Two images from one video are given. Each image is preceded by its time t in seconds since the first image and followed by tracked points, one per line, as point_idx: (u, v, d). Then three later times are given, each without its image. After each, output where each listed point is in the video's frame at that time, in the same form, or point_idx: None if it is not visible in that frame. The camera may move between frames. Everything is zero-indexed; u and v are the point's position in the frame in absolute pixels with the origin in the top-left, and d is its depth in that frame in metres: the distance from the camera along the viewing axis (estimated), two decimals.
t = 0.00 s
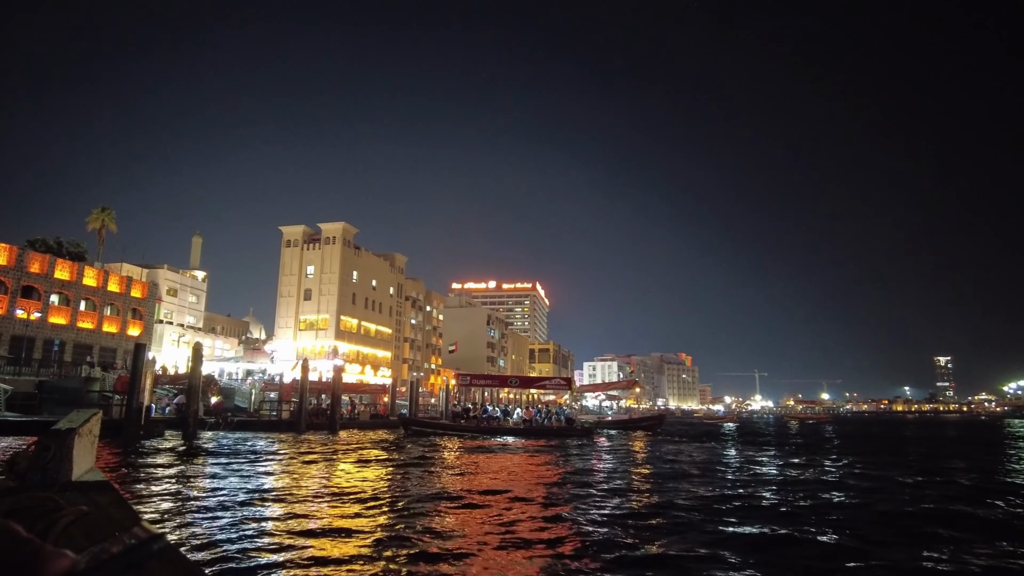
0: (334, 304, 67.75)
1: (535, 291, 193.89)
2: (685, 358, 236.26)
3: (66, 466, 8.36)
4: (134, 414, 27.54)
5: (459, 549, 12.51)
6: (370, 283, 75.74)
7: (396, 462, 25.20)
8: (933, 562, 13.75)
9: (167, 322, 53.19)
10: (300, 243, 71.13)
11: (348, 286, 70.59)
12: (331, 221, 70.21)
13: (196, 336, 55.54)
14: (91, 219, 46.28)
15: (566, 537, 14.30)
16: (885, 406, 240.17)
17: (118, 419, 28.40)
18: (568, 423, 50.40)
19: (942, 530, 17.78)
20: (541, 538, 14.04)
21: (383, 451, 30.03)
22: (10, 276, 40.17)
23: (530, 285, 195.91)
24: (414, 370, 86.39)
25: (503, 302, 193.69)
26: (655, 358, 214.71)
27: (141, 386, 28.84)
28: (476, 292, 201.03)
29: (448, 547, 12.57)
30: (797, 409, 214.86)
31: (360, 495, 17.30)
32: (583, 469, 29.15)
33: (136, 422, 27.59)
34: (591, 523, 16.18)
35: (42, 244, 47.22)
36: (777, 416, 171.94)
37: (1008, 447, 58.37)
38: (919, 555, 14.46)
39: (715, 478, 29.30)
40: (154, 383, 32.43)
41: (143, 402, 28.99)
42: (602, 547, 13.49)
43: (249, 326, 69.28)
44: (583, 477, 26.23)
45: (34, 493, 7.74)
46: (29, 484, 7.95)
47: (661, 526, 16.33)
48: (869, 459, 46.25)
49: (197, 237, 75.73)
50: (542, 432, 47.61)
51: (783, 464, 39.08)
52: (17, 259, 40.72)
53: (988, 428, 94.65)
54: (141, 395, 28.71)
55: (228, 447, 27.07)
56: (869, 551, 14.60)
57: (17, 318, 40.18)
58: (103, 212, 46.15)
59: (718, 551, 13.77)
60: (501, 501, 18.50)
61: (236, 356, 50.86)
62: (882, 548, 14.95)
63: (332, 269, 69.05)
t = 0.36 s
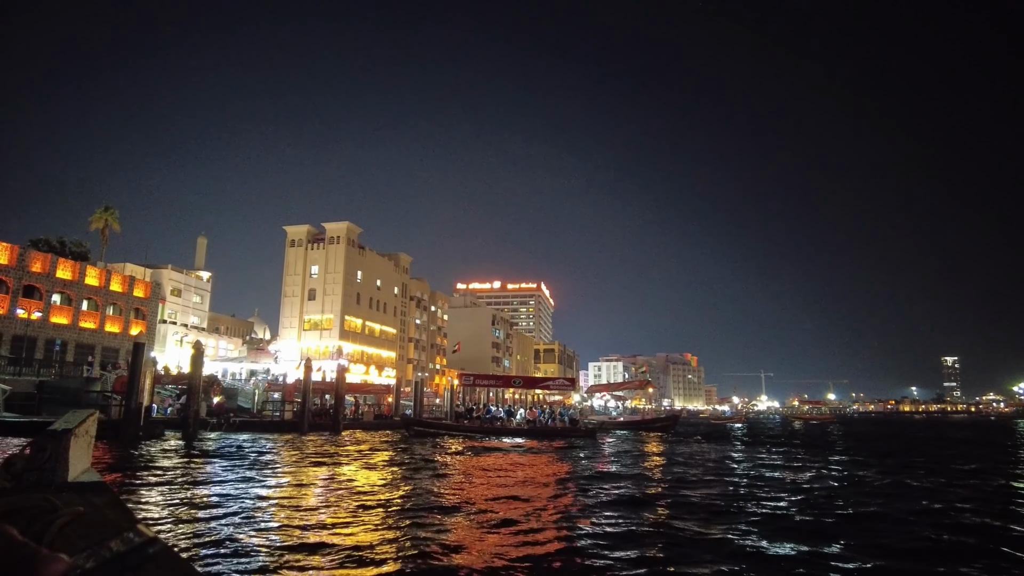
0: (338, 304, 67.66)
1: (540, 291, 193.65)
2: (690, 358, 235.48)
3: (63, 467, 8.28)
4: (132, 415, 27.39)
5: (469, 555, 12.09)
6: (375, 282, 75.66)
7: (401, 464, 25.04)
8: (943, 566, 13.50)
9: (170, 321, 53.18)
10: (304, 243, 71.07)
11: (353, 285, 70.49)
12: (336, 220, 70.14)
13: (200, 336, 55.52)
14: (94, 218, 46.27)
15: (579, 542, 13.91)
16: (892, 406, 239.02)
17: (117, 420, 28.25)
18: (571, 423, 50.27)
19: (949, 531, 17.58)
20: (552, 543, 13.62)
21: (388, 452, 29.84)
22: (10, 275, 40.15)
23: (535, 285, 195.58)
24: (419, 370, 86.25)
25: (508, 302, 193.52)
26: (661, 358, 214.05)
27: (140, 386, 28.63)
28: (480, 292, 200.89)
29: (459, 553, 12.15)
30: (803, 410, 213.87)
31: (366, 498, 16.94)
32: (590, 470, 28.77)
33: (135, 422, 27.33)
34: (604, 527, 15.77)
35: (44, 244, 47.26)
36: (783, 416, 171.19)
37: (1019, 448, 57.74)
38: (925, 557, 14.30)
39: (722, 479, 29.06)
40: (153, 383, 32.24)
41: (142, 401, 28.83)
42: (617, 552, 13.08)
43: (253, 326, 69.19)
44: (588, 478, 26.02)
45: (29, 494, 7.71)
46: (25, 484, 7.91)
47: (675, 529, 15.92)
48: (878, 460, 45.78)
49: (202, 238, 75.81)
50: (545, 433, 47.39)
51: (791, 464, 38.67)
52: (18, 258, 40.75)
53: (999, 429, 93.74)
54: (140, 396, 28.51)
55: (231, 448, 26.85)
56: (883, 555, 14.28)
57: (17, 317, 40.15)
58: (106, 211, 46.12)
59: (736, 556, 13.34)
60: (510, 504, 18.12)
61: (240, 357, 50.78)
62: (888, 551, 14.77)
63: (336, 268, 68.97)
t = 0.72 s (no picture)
0: (343, 304, 67.55)
1: (545, 290, 193.26)
2: (697, 359, 234.53)
3: (55, 468, 8.35)
4: (129, 415, 26.61)
5: (482, 562, 11.60)
6: (379, 282, 75.55)
7: (405, 465, 24.93)
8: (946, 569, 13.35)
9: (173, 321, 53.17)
10: (308, 242, 70.97)
11: (357, 285, 70.39)
12: (340, 219, 70.01)
13: (204, 337, 55.49)
14: (97, 217, 46.27)
15: (593, 548, 13.42)
16: (899, 407, 237.39)
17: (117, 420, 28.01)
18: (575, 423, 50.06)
19: (954, 535, 17.39)
20: (565, 548, 13.15)
21: (393, 454, 29.73)
22: (11, 274, 40.07)
23: (540, 285, 195.07)
24: (424, 370, 86.04)
25: (513, 302, 193.24)
26: (666, 358, 213.32)
27: (138, 386, 28.31)
28: (486, 292, 200.61)
29: (472, 561, 11.66)
30: (809, 410, 212.55)
31: (372, 501, 16.53)
32: (597, 472, 28.35)
33: (130, 423, 26.90)
34: (617, 531, 15.31)
35: (46, 242, 47.27)
36: (790, 416, 170.11)
37: None
38: (927, 560, 14.20)
39: (729, 479, 28.78)
40: (152, 384, 32.02)
41: (139, 402, 28.48)
42: (634, 559, 12.56)
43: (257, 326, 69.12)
44: (593, 479, 25.83)
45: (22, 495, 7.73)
46: (17, 485, 7.95)
47: (691, 533, 15.44)
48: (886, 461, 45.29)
49: (207, 238, 75.81)
50: (549, 434, 47.12)
51: (798, 465, 38.30)
52: (18, 257, 40.66)
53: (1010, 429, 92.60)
54: (137, 395, 28.26)
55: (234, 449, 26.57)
56: (890, 559, 14.06)
57: (17, 317, 40.06)
58: (109, 211, 46.05)
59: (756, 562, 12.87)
60: (520, 508, 17.69)
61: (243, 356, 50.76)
62: (891, 553, 14.65)
63: (340, 268, 68.88)
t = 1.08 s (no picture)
0: (346, 304, 67.45)
1: (549, 290, 192.84)
2: (701, 359, 233.71)
3: (49, 469, 8.44)
4: (126, 415, 26.33)
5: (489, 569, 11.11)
6: (382, 282, 75.42)
7: (408, 466, 24.79)
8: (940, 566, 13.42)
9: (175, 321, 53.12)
10: (311, 242, 70.87)
11: (361, 284, 70.28)
12: (343, 218, 69.85)
13: (207, 337, 55.47)
14: (99, 216, 46.20)
15: (604, 552, 12.96)
16: (906, 407, 236.12)
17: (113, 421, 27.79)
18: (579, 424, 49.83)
19: (960, 535, 17.19)
20: (574, 553, 12.68)
21: (396, 454, 29.58)
22: (10, 272, 39.88)
23: (544, 285, 194.56)
24: (428, 370, 85.90)
25: (517, 302, 192.95)
26: (670, 358, 212.88)
27: (135, 386, 28.10)
28: (490, 292, 200.35)
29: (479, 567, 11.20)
30: (815, 411, 211.58)
31: (376, 505, 16.07)
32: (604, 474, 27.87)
33: (128, 423, 26.67)
34: (627, 535, 14.86)
35: (48, 242, 47.22)
36: (795, 416, 169.21)
37: None
38: (930, 559, 14.07)
39: (734, 480, 28.53)
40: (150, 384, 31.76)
41: (137, 402, 28.24)
42: (648, 564, 12.14)
43: (261, 326, 69.09)
44: (598, 480, 25.63)
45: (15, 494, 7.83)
46: (10, 484, 8.04)
47: (706, 536, 15.01)
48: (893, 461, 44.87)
49: (211, 239, 75.75)
50: (552, 434, 46.85)
51: (803, 466, 38.05)
52: (18, 256, 40.50)
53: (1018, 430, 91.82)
54: (135, 395, 28.08)
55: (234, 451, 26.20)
56: (891, 557, 14.02)
57: (17, 316, 39.89)
58: (111, 210, 45.92)
59: (772, 567, 12.49)
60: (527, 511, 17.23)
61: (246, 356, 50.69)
62: (894, 552, 14.52)
63: (343, 267, 68.78)
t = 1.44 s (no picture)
0: (350, 303, 67.30)
1: (554, 290, 192.57)
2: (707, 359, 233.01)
3: (44, 468, 8.36)
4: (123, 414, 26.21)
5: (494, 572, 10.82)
6: (387, 281, 75.32)
7: (412, 467, 24.63)
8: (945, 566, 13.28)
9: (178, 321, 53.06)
10: (316, 241, 70.80)
11: (365, 284, 70.13)
12: (347, 217, 69.71)
13: (210, 336, 55.46)
14: (101, 215, 46.16)
15: (617, 555, 12.66)
16: (912, 408, 234.91)
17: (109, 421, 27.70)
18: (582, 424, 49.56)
19: (971, 536, 16.89)
20: (585, 556, 12.39)
21: (400, 455, 29.41)
22: (10, 271, 39.85)
23: (549, 285, 194.30)
24: (433, 370, 85.76)
25: (522, 302, 192.82)
26: (675, 358, 212.29)
27: (133, 385, 27.93)
28: (494, 293, 200.28)
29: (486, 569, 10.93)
30: (821, 411, 210.66)
31: (381, 506, 15.79)
32: (610, 475, 27.53)
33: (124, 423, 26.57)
34: (637, 537, 14.55)
35: (50, 241, 47.23)
36: (801, 416, 168.36)
37: None
38: (940, 559, 13.82)
39: (741, 481, 28.23)
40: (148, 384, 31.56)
41: (134, 402, 28.03)
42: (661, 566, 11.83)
43: (265, 325, 69.05)
44: (604, 481, 25.41)
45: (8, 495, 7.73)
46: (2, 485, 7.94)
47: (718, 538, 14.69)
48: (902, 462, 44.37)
49: (215, 239, 75.74)
50: (555, 435, 46.61)
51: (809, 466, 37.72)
52: (18, 254, 40.45)
53: None
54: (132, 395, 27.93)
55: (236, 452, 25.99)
56: (900, 558, 13.83)
57: (16, 315, 39.79)
58: (113, 208, 45.88)
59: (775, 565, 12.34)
60: (533, 513, 16.91)
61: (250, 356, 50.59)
62: (902, 552, 14.30)
63: (348, 266, 68.67)
